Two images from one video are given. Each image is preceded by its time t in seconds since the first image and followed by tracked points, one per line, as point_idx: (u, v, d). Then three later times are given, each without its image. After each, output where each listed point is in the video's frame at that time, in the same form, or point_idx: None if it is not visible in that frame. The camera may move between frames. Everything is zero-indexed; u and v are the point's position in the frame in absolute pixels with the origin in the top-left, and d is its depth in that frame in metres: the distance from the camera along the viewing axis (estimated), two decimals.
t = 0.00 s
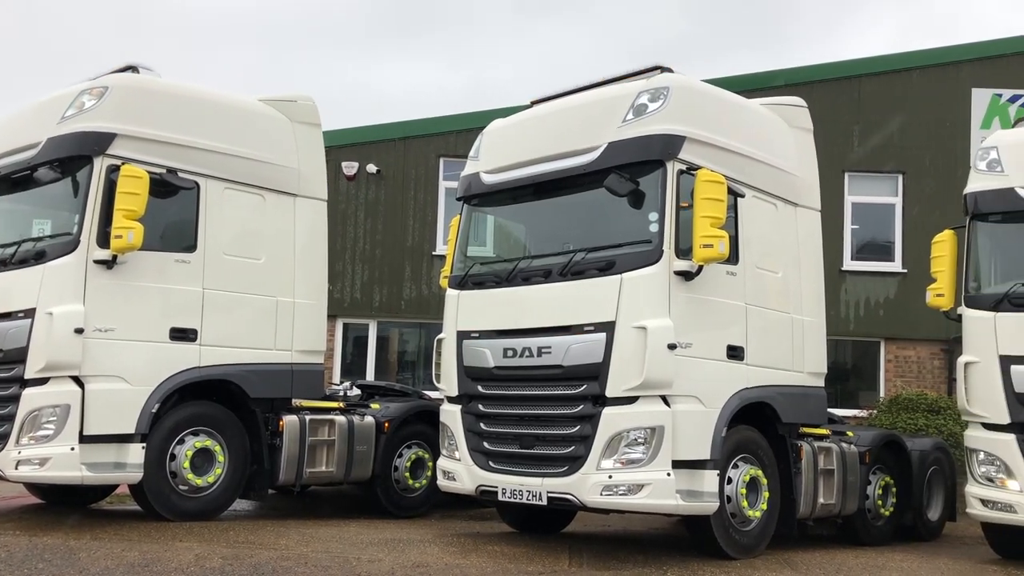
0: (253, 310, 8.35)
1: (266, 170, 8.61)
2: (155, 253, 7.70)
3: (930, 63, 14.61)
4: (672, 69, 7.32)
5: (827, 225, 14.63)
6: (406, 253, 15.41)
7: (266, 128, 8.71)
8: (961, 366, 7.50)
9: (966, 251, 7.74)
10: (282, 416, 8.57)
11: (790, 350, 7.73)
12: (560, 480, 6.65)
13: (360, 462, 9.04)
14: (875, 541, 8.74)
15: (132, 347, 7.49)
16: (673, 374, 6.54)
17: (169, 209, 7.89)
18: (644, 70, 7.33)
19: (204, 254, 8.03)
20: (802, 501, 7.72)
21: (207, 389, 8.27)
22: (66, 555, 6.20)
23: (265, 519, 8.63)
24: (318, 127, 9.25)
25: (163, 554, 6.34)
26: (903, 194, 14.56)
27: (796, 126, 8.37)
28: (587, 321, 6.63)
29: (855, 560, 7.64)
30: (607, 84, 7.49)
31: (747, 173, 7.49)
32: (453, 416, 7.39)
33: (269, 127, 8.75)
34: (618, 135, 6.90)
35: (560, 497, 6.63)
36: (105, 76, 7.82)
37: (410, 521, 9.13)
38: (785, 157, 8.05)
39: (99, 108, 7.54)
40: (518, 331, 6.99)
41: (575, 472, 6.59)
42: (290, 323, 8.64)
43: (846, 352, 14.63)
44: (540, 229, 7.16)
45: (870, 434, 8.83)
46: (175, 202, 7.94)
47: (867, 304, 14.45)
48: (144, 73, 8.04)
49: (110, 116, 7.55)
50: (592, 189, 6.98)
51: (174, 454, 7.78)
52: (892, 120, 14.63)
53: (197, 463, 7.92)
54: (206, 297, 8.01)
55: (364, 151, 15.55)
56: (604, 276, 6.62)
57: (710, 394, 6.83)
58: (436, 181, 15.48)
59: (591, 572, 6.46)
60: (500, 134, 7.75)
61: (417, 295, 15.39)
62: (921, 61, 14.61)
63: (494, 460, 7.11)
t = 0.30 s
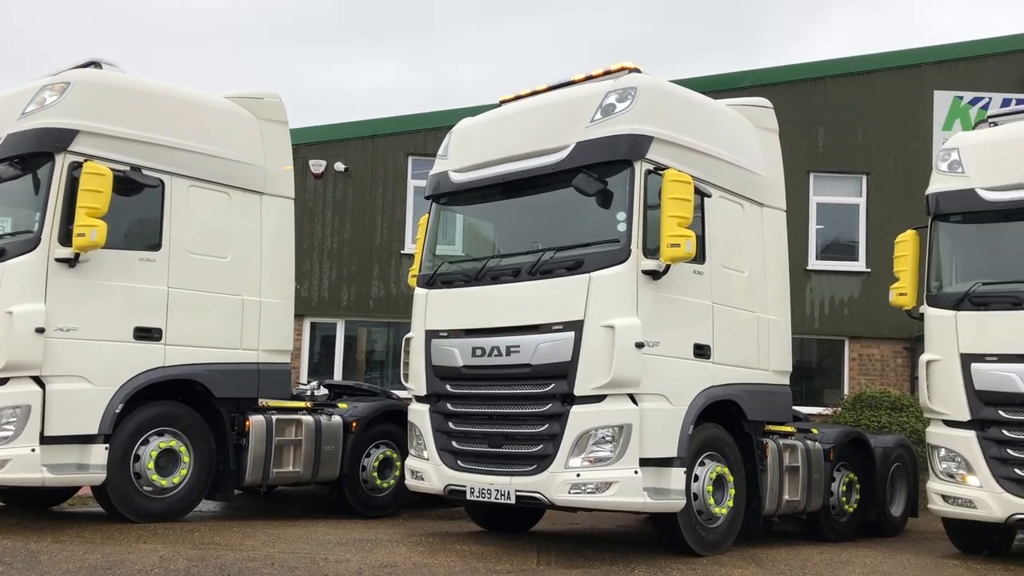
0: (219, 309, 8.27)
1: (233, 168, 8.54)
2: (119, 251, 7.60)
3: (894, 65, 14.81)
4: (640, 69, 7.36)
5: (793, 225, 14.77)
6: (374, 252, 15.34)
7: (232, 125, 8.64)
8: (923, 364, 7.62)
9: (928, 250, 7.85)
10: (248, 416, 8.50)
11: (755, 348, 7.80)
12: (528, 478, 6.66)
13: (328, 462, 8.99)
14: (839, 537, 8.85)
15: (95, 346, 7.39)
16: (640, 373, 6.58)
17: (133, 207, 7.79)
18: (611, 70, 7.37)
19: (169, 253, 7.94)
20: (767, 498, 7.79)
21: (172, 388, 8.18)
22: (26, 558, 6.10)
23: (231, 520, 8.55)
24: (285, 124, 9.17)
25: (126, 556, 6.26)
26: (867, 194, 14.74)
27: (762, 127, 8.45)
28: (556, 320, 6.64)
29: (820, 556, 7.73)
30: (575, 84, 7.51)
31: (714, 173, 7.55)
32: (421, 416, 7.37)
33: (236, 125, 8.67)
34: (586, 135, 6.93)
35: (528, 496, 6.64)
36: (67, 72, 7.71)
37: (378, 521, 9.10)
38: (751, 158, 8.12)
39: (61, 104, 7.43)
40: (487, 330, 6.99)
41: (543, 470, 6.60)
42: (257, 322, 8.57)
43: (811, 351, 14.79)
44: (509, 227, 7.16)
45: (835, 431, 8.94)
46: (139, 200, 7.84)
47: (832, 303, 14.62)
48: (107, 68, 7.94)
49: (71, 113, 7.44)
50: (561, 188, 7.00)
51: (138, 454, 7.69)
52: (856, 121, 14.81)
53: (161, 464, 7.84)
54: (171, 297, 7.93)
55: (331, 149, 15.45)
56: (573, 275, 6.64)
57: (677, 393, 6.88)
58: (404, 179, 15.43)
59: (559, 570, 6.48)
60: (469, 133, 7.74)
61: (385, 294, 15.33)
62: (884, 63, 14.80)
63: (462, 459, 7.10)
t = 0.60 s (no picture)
0: (181, 308, 8.17)
1: (195, 166, 8.43)
2: (78, 250, 7.49)
3: (855, 67, 15.01)
4: (605, 69, 7.39)
5: (756, 224, 14.91)
6: (339, 251, 15.25)
7: (194, 122, 8.53)
8: (882, 362, 7.73)
9: (888, 249, 7.96)
10: (210, 416, 8.41)
11: (719, 347, 7.86)
12: (494, 477, 6.66)
13: (291, 462, 8.92)
14: (801, 533, 8.95)
15: (52, 346, 7.27)
16: (605, 371, 6.61)
17: (92, 204, 7.67)
18: (577, 70, 7.39)
19: (129, 252, 7.83)
20: (731, 495, 7.86)
21: (132, 389, 8.07)
22: None
23: (193, 522, 8.46)
24: (249, 121, 9.08)
25: (85, 560, 6.16)
26: (828, 194, 14.93)
27: (726, 127, 8.52)
28: (521, 319, 6.65)
29: (782, 551, 7.82)
30: (541, 83, 7.52)
31: (678, 173, 7.60)
32: (387, 415, 7.34)
33: (197, 121, 8.57)
34: (552, 134, 6.94)
35: (494, 495, 6.64)
36: (23, 66, 7.57)
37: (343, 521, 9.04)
38: (715, 158, 8.19)
39: (18, 99, 7.30)
40: (452, 329, 6.98)
41: (509, 469, 6.60)
42: (220, 322, 8.47)
43: (774, 349, 14.94)
44: (475, 226, 7.14)
45: (797, 428, 9.04)
46: (98, 198, 7.72)
47: (794, 301, 14.78)
48: (65, 64, 7.81)
49: (29, 108, 7.32)
50: (526, 187, 7.00)
51: (97, 456, 7.59)
52: (818, 122, 14.99)
53: (121, 466, 7.74)
54: (132, 296, 7.82)
55: (295, 147, 15.33)
56: (539, 274, 6.65)
57: (642, 391, 6.92)
58: (370, 177, 15.36)
59: (524, 568, 6.49)
60: (434, 131, 7.71)
61: (350, 293, 15.25)
62: (845, 65, 15.00)
63: (428, 459, 7.08)
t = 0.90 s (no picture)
0: (142, 308, 8.06)
1: (157, 163, 8.33)
2: (36, 248, 7.40)
3: (817, 70, 15.18)
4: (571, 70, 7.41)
5: (720, 224, 15.04)
6: (304, 250, 15.14)
7: (156, 119, 8.43)
8: (843, 361, 7.83)
9: (848, 250, 8.07)
10: (172, 417, 8.32)
11: (684, 346, 7.92)
12: (460, 477, 6.65)
13: (255, 463, 8.85)
14: (765, 530, 9.05)
15: (9, 346, 7.18)
16: (571, 371, 6.63)
17: (50, 202, 7.57)
18: (543, 70, 7.40)
19: (89, 250, 7.72)
20: (695, 493, 7.92)
21: (92, 389, 7.96)
22: None
23: (154, 524, 8.36)
24: (212, 119, 8.99)
25: (43, 563, 6.07)
26: (791, 195, 15.10)
27: (690, 129, 8.59)
28: (487, 318, 6.65)
29: (745, 549, 7.89)
30: (507, 83, 7.53)
31: (643, 173, 7.65)
32: (352, 415, 7.30)
33: (159, 118, 8.47)
34: (518, 134, 6.95)
35: (460, 494, 6.63)
36: None
37: (308, 522, 8.98)
38: (679, 159, 8.25)
39: None
40: (418, 329, 6.96)
41: (474, 469, 6.60)
42: (182, 321, 8.36)
43: (738, 348, 15.08)
44: (441, 225, 7.13)
45: (760, 426, 9.13)
46: (57, 195, 7.62)
47: (757, 301, 14.93)
48: (23, 59, 7.69)
49: None
50: (492, 187, 7.00)
51: (56, 458, 7.47)
52: (781, 124, 15.15)
53: (81, 468, 7.62)
54: (92, 295, 7.70)
55: (259, 145, 15.21)
56: (505, 274, 6.65)
57: (607, 390, 6.95)
58: (335, 176, 15.26)
59: (489, 568, 6.49)
60: (400, 130, 7.68)
61: (315, 292, 15.14)
62: (808, 67, 15.17)
63: (393, 459, 7.06)
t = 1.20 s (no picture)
0: (105, 308, 7.95)
1: (120, 161, 8.22)
2: None
3: (782, 73, 15.33)
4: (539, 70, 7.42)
5: (687, 225, 15.14)
6: (270, 249, 15.01)
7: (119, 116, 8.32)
8: (808, 361, 7.91)
9: (813, 251, 8.15)
10: (135, 418, 8.23)
11: (651, 346, 7.96)
12: (427, 478, 6.63)
13: (220, 464, 8.77)
14: (730, 529, 9.12)
15: None
16: (539, 371, 6.63)
17: (9, 200, 7.44)
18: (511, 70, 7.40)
19: (50, 249, 7.60)
20: (661, 493, 7.96)
21: (52, 390, 7.85)
22: None
23: (116, 527, 8.25)
24: (177, 117, 8.89)
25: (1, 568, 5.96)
26: (756, 197, 15.25)
27: (657, 130, 8.64)
28: (455, 318, 6.63)
29: (711, 547, 7.95)
30: (475, 83, 7.52)
31: (610, 174, 7.67)
32: (319, 416, 7.25)
33: (122, 116, 8.35)
34: (486, 134, 6.95)
35: (427, 495, 6.61)
36: None
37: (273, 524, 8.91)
38: (647, 160, 8.29)
39: None
40: (386, 329, 6.93)
41: (442, 470, 6.59)
42: (146, 321, 8.25)
43: (704, 348, 15.18)
44: (409, 225, 7.10)
45: (725, 426, 9.20)
46: (16, 193, 7.49)
47: (723, 301, 15.05)
48: None
49: None
50: (461, 187, 6.99)
51: (15, 461, 7.35)
52: (747, 126, 15.28)
53: (40, 471, 7.51)
54: (52, 295, 7.58)
55: (224, 143, 15.07)
56: (473, 274, 6.64)
57: (575, 390, 6.97)
58: (303, 174, 15.16)
59: (457, 568, 6.47)
60: (367, 129, 7.64)
61: (281, 292, 15.02)
62: (774, 70, 15.31)
63: (360, 460, 7.03)
